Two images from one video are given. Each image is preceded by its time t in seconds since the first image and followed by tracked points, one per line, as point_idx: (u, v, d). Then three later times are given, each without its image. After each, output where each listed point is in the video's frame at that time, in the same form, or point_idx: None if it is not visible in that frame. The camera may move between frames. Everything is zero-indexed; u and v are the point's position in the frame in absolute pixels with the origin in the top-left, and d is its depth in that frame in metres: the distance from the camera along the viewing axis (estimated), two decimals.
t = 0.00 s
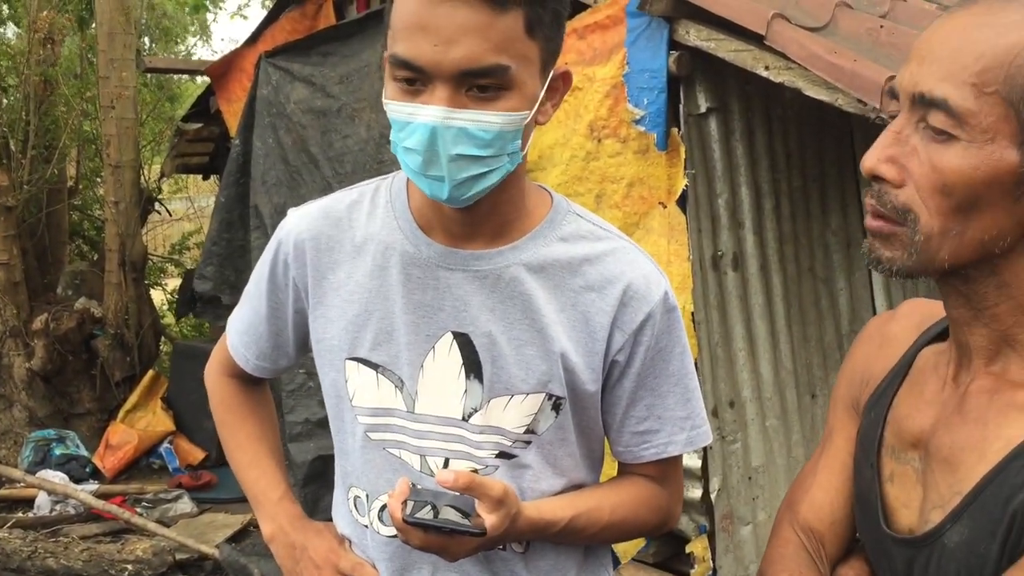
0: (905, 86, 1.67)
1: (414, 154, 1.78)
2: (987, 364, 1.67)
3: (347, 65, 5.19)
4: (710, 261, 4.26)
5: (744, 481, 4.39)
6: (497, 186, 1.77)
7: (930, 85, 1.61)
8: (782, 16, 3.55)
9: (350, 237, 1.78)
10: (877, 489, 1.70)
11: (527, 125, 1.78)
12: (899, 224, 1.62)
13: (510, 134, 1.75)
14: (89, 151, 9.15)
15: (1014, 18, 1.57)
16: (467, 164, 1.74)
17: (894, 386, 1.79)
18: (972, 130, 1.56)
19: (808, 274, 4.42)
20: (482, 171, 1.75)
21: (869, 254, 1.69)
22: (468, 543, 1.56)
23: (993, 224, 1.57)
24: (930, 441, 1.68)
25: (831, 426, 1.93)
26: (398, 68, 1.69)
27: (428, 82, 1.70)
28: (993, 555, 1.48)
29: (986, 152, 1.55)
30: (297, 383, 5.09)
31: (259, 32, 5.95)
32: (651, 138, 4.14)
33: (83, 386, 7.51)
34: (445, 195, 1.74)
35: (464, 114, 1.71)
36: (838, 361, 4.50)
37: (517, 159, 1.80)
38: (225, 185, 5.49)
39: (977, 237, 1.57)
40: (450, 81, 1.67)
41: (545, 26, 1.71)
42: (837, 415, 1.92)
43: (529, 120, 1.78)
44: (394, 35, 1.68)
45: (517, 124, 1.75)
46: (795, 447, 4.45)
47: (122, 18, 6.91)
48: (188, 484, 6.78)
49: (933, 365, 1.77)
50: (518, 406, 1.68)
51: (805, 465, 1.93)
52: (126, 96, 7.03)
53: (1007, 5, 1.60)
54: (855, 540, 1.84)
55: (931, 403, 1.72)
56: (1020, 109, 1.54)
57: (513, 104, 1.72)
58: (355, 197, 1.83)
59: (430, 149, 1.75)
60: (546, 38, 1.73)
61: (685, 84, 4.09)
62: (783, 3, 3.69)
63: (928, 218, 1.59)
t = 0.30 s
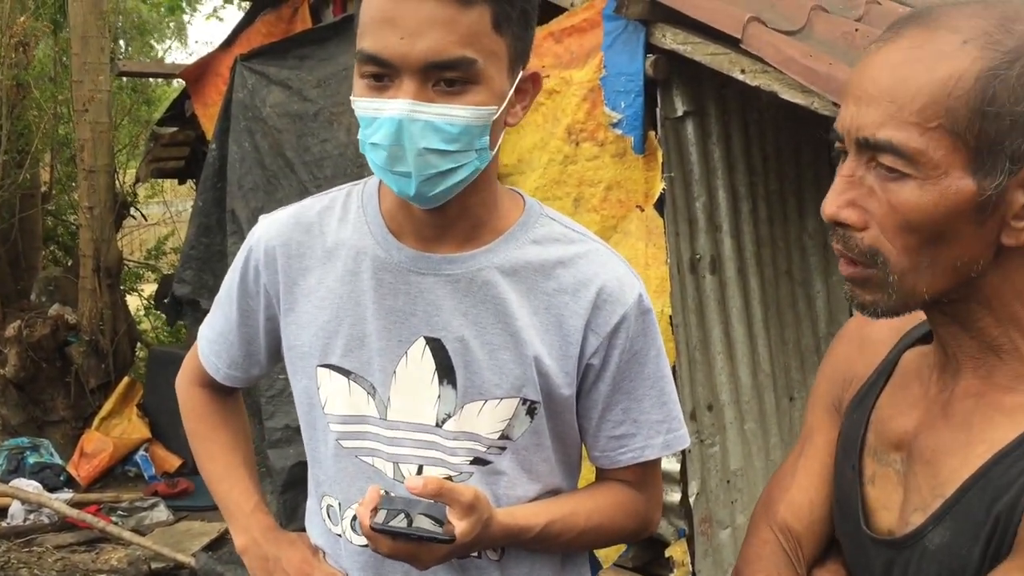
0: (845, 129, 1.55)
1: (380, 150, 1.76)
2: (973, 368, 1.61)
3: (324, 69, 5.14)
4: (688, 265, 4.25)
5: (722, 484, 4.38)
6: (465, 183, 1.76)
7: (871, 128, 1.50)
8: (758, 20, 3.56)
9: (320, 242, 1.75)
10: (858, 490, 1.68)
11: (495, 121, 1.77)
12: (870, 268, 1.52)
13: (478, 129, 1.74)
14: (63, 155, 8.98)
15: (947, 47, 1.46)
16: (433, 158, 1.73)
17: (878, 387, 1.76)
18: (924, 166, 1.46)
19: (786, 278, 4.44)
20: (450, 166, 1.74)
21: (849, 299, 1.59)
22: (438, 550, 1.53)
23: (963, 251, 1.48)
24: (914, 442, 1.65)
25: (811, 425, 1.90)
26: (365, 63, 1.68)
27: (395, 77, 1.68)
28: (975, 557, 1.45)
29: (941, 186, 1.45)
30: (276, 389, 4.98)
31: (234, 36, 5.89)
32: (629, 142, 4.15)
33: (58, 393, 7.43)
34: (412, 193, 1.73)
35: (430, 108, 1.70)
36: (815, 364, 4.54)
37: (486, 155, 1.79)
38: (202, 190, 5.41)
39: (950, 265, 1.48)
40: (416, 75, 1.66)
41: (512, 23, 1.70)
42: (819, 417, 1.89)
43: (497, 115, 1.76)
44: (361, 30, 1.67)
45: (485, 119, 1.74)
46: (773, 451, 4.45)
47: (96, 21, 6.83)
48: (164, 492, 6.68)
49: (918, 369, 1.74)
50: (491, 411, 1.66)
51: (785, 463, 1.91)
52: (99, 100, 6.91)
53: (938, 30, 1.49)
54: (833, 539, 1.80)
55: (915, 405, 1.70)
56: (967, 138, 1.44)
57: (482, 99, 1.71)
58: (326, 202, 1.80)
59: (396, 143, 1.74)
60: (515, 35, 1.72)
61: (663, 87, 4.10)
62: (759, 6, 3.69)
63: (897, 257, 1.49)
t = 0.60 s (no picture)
0: (812, 138, 1.54)
1: (358, 143, 1.76)
2: (939, 371, 1.60)
3: (302, 69, 5.10)
4: (667, 265, 4.25)
5: (702, 484, 4.39)
6: (443, 177, 1.74)
7: (838, 138, 1.49)
8: (736, 19, 3.58)
9: (294, 244, 1.72)
10: (827, 493, 1.66)
11: (473, 115, 1.75)
12: (845, 274, 1.52)
13: (456, 122, 1.73)
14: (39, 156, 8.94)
15: (908, 53, 1.46)
16: (411, 151, 1.71)
17: (848, 385, 1.76)
18: (894, 174, 1.46)
19: (764, 277, 4.46)
20: (428, 160, 1.72)
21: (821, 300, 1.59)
22: (416, 552, 1.51)
23: (937, 254, 1.48)
24: (879, 445, 1.65)
25: (779, 429, 1.90)
26: (342, 55, 1.68)
27: (372, 69, 1.68)
28: (940, 559, 1.44)
29: (912, 192, 1.45)
30: (254, 392, 4.91)
31: (211, 35, 5.84)
32: (607, 142, 4.16)
33: (33, 396, 7.34)
34: (389, 186, 1.71)
35: (408, 100, 1.68)
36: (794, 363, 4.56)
37: (464, 149, 1.77)
38: (178, 191, 5.33)
39: (923, 270, 1.49)
40: (394, 66, 1.65)
41: (489, 18, 1.70)
42: (790, 417, 1.89)
43: (475, 109, 1.75)
44: (338, 22, 1.66)
45: (464, 112, 1.72)
46: (753, 450, 4.47)
47: (70, 21, 6.75)
48: (141, 496, 6.61)
49: (882, 372, 1.74)
50: (468, 413, 1.63)
51: (756, 467, 1.91)
52: (74, 100, 6.82)
53: (897, 34, 1.49)
54: (802, 544, 1.79)
55: (881, 406, 1.70)
56: (935, 142, 1.44)
57: (460, 93, 1.69)
58: (300, 204, 1.78)
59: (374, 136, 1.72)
60: (492, 31, 1.72)
61: (641, 86, 4.09)
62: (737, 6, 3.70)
63: (870, 262, 1.50)
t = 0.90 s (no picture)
0: (791, 148, 1.55)
1: (350, 139, 1.74)
2: (925, 377, 1.60)
3: (288, 67, 5.07)
4: (655, 265, 4.24)
5: (689, 483, 4.40)
6: (434, 177, 1.73)
7: (816, 149, 1.50)
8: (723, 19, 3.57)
9: (281, 244, 1.70)
10: (810, 499, 1.71)
11: (466, 114, 1.76)
12: (829, 284, 1.54)
13: (450, 120, 1.73)
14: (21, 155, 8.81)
15: (885, 61, 1.46)
16: (405, 148, 1.71)
17: (828, 391, 1.80)
18: (873, 185, 1.47)
19: (751, 277, 4.48)
20: (420, 158, 1.72)
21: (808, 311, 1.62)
22: (410, 555, 1.48)
23: (922, 263, 1.49)
24: (864, 453, 1.67)
25: (761, 435, 1.94)
26: (337, 51, 1.67)
27: (367, 65, 1.67)
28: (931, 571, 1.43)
29: (893, 204, 1.46)
30: (240, 392, 4.88)
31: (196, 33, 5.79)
32: (595, 141, 4.13)
33: (16, 397, 7.26)
34: (381, 184, 1.69)
35: (403, 96, 1.68)
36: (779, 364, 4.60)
37: (456, 149, 1.77)
38: (163, 190, 5.28)
39: (908, 279, 1.49)
40: (391, 62, 1.65)
41: (485, 16, 1.70)
42: (770, 423, 1.93)
43: (468, 108, 1.76)
44: (333, 16, 1.65)
45: (458, 110, 1.73)
46: (740, 449, 4.52)
47: (54, 18, 6.69)
48: (126, 496, 6.56)
49: (863, 375, 1.76)
50: (457, 415, 1.62)
51: (738, 471, 1.94)
52: (58, 98, 6.77)
53: (872, 42, 1.49)
54: (785, 548, 1.83)
55: (864, 413, 1.72)
56: (914, 153, 1.44)
57: (454, 91, 1.70)
58: (286, 204, 1.76)
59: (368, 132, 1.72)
60: (487, 30, 1.72)
61: (628, 86, 4.08)
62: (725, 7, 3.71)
63: (855, 274, 1.51)
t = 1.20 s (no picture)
0: (776, 155, 1.54)
1: (339, 136, 1.75)
2: (912, 383, 1.61)
3: (283, 66, 5.06)
4: (648, 265, 4.25)
5: (682, 484, 4.40)
6: (422, 176, 1.73)
7: (801, 159, 1.49)
8: (718, 20, 3.58)
9: (270, 245, 1.69)
10: (797, 506, 1.71)
11: (455, 111, 1.77)
12: (822, 295, 1.53)
13: (439, 116, 1.74)
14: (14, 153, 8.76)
15: (869, 69, 1.45)
16: (394, 144, 1.72)
17: (815, 396, 1.79)
18: (858, 195, 1.47)
19: (745, 278, 4.48)
20: (409, 155, 1.73)
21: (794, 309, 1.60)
22: (404, 555, 1.47)
23: (909, 270, 1.49)
24: (850, 460, 1.67)
25: (749, 437, 1.95)
26: (327, 48, 1.66)
27: (355, 62, 1.66)
28: None
29: (879, 213, 1.46)
30: (232, 391, 4.84)
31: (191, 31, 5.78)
32: (589, 141, 4.13)
33: (8, 395, 7.24)
34: (371, 181, 1.68)
35: (392, 93, 1.68)
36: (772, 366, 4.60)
37: (445, 144, 1.79)
38: (156, 188, 5.25)
39: (893, 284, 1.50)
40: (379, 59, 1.64)
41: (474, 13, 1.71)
42: (756, 427, 1.94)
43: (457, 105, 1.76)
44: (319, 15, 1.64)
45: (446, 107, 1.74)
46: (732, 451, 4.50)
47: (48, 16, 6.66)
48: (117, 495, 6.53)
49: (849, 382, 1.76)
50: (450, 414, 1.61)
51: (726, 474, 1.94)
52: (52, 96, 6.75)
53: (855, 48, 1.48)
54: (771, 551, 1.84)
55: (850, 418, 1.72)
56: (900, 162, 1.44)
57: (443, 87, 1.70)
58: (274, 204, 1.75)
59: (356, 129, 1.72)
60: (475, 26, 1.72)
61: (623, 87, 4.09)
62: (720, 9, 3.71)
63: (844, 282, 1.51)
